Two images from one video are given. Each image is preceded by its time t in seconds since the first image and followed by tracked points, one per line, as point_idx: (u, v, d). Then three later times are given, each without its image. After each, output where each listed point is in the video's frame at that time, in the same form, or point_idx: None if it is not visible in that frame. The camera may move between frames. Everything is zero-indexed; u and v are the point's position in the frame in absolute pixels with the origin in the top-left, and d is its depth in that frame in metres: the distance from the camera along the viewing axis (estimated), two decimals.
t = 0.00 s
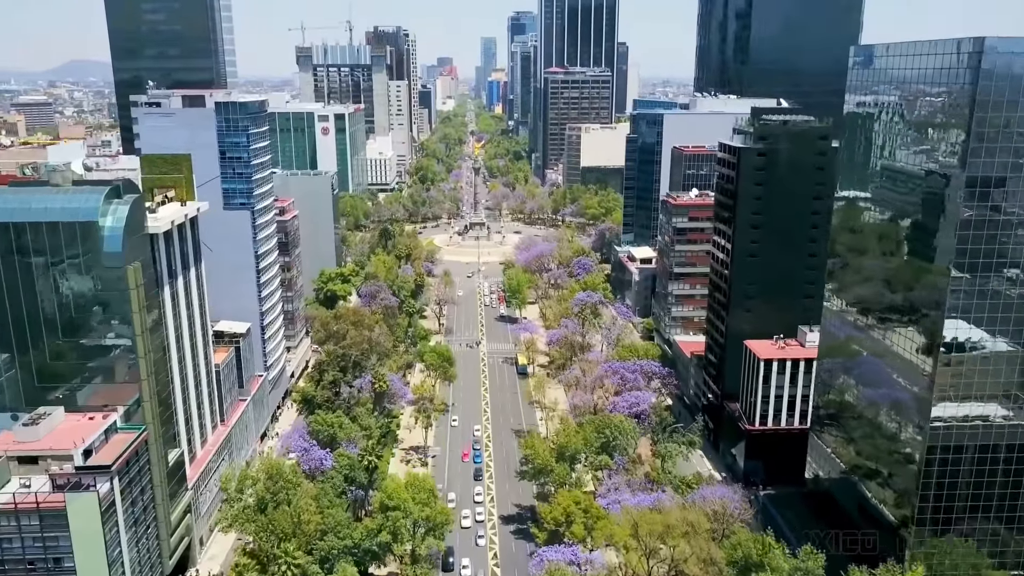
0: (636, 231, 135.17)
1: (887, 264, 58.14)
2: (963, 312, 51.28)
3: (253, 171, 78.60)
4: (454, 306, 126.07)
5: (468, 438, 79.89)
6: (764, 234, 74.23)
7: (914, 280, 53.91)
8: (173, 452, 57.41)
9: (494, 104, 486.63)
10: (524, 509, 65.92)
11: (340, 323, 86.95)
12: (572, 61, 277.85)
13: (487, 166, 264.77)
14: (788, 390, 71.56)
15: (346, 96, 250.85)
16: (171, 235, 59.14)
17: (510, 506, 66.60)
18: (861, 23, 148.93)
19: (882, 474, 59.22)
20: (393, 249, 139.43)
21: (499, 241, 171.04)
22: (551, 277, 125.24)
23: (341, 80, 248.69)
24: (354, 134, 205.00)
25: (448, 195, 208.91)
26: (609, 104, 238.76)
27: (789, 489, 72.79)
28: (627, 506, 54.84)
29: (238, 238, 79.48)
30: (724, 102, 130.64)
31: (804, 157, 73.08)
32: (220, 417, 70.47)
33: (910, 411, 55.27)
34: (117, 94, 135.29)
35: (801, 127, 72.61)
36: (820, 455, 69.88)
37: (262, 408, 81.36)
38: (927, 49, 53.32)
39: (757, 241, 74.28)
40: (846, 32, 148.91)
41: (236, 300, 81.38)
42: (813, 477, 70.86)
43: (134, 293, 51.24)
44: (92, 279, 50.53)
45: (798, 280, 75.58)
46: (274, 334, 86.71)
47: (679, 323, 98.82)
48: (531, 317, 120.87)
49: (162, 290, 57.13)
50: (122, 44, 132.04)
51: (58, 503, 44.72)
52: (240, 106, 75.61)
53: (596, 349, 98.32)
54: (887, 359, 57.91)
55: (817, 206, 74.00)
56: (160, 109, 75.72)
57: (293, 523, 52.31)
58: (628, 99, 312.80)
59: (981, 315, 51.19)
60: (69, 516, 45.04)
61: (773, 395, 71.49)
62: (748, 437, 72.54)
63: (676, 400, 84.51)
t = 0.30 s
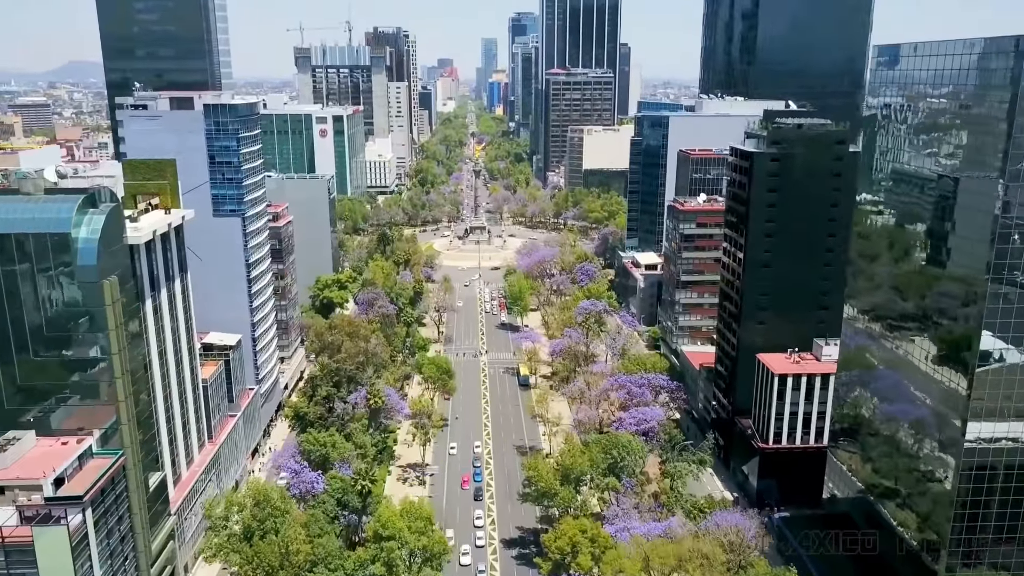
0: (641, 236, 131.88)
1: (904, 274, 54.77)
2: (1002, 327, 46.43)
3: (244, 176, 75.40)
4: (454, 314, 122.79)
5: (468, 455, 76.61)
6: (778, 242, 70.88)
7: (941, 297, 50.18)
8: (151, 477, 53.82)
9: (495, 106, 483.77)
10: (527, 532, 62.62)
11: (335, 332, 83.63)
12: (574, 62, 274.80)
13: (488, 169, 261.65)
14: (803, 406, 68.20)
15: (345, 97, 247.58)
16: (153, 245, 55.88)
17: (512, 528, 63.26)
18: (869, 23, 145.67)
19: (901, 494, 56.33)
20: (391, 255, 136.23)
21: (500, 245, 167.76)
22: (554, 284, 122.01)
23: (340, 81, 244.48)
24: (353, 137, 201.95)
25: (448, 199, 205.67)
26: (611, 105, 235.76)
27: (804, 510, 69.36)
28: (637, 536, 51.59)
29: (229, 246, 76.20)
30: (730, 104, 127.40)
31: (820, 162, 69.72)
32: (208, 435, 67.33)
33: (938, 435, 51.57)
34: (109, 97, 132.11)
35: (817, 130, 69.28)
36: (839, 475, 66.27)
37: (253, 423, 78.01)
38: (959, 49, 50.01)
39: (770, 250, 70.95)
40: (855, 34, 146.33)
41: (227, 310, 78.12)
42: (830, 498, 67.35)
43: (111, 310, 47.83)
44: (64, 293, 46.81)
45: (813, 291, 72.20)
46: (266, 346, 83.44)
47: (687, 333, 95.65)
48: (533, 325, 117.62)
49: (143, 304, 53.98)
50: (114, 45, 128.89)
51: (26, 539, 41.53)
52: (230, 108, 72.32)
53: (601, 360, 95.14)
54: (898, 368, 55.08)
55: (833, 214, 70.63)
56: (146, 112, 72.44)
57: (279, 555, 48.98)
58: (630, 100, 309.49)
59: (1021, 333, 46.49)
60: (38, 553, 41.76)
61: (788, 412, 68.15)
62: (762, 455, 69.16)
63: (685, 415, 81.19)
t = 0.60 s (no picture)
0: (646, 241, 128.45)
1: (910, 276, 54.68)
2: None
3: (234, 181, 72.11)
4: (455, 321, 119.53)
5: (468, 474, 73.31)
6: (793, 252, 67.53)
7: (956, 306, 49.34)
8: (129, 505, 50.43)
9: (496, 107, 479.97)
10: (530, 558, 59.42)
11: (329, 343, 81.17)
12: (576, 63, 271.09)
13: (489, 171, 258.18)
14: (821, 424, 64.73)
15: (345, 98, 244.43)
16: (133, 256, 52.51)
17: (514, 553, 60.03)
18: (880, 22, 142.23)
19: (923, 515, 54.10)
20: (390, 260, 132.98)
21: (502, 250, 164.47)
22: (557, 291, 118.69)
23: (339, 83, 242.09)
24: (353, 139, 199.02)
25: (449, 201, 202.21)
26: (614, 107, 232.18)
27: (822, 534, 65.96)
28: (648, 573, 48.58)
29: (218, 254, 73.02)
30: (738, 106, 124.14)
31: (838, 168, 66.28)
32: (194, 455, 64.13)
33: (968, 459, 48.24)
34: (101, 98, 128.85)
35: (835, 134, 65.89)
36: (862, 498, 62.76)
37: (244, 439, 74.83)
38: (1002, 51, 46.58)
39: (785, 260, 67.63)
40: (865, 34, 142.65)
41: (216, 321, 74.87)
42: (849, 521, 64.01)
43: (83, 329, 44.43)
44: (33, 310, 43.44)
45: (831, 302, 68.79)
46: (258, 358, 80.19)
47: (695, 343, 92.45)
48: (535, 333, 114.44)
49: (122, 320, 50.88)
50: (107, 45, 125.89)
51: None
52: (219, 110, 69.19)
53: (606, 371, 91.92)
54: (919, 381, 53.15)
55: (851, 222, 67.28)
56: (131, 115, 69.39)
57: None
58: (632, 101, 306.02)
59: None
60: None
61: (804, 430, 64.74)
62: (777, 476, 65.72)
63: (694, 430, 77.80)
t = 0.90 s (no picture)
0: (651, 247, 125.26)
1: (924, 284, 50.49)
2: None
3: (224, 187, 69.12)
4: (454, 329, 116.46)
5: (469, 493, 70.12)
6: (809, 262, 64.40)
7: (969, 314, 46.19)
8: (106, 535, 47.31)
9: (497, 108, 476.99)
10: None
11: (323, 355, 78.89)
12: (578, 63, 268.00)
13: (490, 173, 255.15)
14: (839, 444, 61.52)
15: (343, 100, 241.48)
16: (111, 269, 49.38)
17: None
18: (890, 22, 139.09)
19: (946, 539, 49.82)
20: (389, 265, 129.95)
21: (503, 254, 161.47)
22: (560, 298, 115.49)
23: (339, 84, 239.52)
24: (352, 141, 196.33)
25: (449, 204, 199.15)
26: (617, 108, 229.07)
27: (839, 558, 62.72)
28: None
29: (207, 263, 69.75)
30: (745, 107, 121.07)
31: (856, 174, 63.18)
32: (180, 474, 60.90)
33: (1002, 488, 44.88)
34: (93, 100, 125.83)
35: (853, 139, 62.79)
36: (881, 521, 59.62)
37: (234, 455, 71.63)
38: None
39: (801, 270, 64.48)
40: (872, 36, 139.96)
41: (205, 333, 71.36)
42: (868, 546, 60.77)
43: (53, 349, 41.35)
44: None
45: (850, 314, 65.57)
46: (250, 371, 77.07)
47: (703, 354, 89.19)
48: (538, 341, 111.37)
49: (100, 337, 47.89)
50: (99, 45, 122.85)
51: None
52: (207, 113, 66.19)
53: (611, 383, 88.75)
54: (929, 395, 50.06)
55: (870, 231, 64.14)
56: (117, 117, 66.37)
57: None
58: (635, 102, 303.02)
59: None
60: None
61: (821, 450, 61.54)
62: (793, 497, 62.53)
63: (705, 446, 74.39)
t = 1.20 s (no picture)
0: (656, 252, 122.03)
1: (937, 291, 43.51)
2: None
3: (213, 193, 65.89)
4: (454, 336, 113.28)
5: (468, 514, 66.97)
6: (826, 272, 61.13)
7: (984, 324, 39.66)
8: (76, 567, 44.25)
9: (498, 109, 474.16)
10: None
11: (317, 368, 76.15)
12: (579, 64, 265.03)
13: (491, 175, 252.11)
14: (859, 464, 58.20)
15: (343, 101, 238.45)
16: (85, 281, 46.05)
17: None
18: (899, 22, 136.07)
19: (969, 564, 40.71)
20: (387, 271, 126.88)
21: (504, 258, 158.33)
22: (563, 305, 112.26)
23: (338, 85, 236.52)
24: (351, 142, 193.27)
25: (449, 207, 196.26)
26: (619, 110, 226.04)
27: None
28: None
29: (194, 273, 66.44)
30: (753, 109, 117.97)
31: (876, 180, 59.88)
32: (164, 497, 57.65)
33: None
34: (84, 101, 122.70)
35: (873, 142, 59.46)
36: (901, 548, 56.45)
37: (223, 474, 68.54)
38: None
39: (817, 281, 61.22)
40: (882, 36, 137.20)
41: (193, 346, 68.08)
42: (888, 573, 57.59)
43: (14, 372, 38.25)
44: None
45: (869, 327, 62.25)
46: (241, 384, 73.94)
47: (712, 365, 85.96)
48: (539, 350, 108.29)
49: (75, 356, 44.86)
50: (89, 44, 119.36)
51: None
52: (195, 114, 63.07)
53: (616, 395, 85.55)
54: (946, 408, 42.04)
55: (891, 239, 60.80)
56: (99, 120, 63.16)
57: None
58: (637, 104, 300.15)
59: None
60: None
61: (839, 471, 58.21)
62: (810, 521, 59.38)
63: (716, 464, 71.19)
